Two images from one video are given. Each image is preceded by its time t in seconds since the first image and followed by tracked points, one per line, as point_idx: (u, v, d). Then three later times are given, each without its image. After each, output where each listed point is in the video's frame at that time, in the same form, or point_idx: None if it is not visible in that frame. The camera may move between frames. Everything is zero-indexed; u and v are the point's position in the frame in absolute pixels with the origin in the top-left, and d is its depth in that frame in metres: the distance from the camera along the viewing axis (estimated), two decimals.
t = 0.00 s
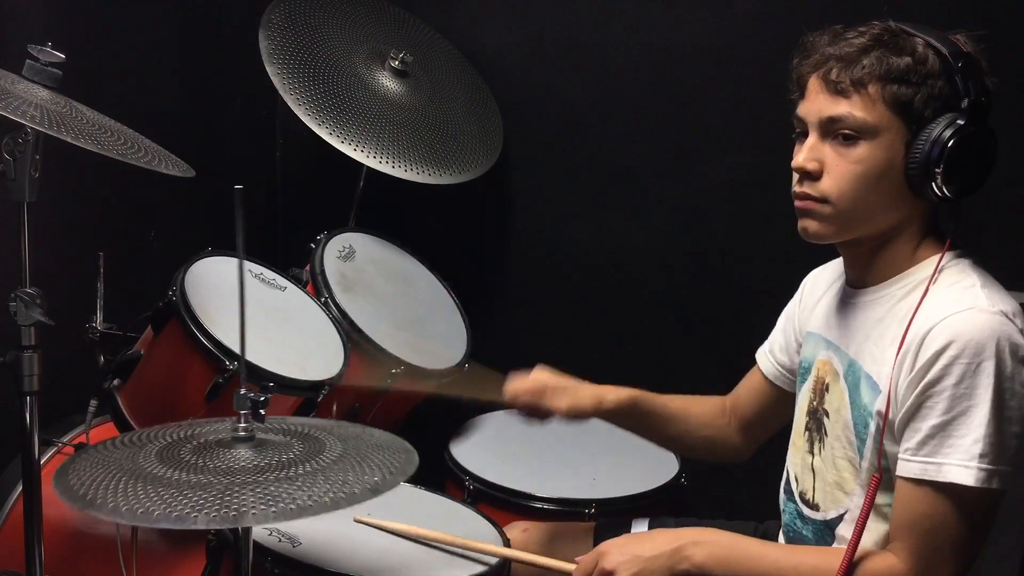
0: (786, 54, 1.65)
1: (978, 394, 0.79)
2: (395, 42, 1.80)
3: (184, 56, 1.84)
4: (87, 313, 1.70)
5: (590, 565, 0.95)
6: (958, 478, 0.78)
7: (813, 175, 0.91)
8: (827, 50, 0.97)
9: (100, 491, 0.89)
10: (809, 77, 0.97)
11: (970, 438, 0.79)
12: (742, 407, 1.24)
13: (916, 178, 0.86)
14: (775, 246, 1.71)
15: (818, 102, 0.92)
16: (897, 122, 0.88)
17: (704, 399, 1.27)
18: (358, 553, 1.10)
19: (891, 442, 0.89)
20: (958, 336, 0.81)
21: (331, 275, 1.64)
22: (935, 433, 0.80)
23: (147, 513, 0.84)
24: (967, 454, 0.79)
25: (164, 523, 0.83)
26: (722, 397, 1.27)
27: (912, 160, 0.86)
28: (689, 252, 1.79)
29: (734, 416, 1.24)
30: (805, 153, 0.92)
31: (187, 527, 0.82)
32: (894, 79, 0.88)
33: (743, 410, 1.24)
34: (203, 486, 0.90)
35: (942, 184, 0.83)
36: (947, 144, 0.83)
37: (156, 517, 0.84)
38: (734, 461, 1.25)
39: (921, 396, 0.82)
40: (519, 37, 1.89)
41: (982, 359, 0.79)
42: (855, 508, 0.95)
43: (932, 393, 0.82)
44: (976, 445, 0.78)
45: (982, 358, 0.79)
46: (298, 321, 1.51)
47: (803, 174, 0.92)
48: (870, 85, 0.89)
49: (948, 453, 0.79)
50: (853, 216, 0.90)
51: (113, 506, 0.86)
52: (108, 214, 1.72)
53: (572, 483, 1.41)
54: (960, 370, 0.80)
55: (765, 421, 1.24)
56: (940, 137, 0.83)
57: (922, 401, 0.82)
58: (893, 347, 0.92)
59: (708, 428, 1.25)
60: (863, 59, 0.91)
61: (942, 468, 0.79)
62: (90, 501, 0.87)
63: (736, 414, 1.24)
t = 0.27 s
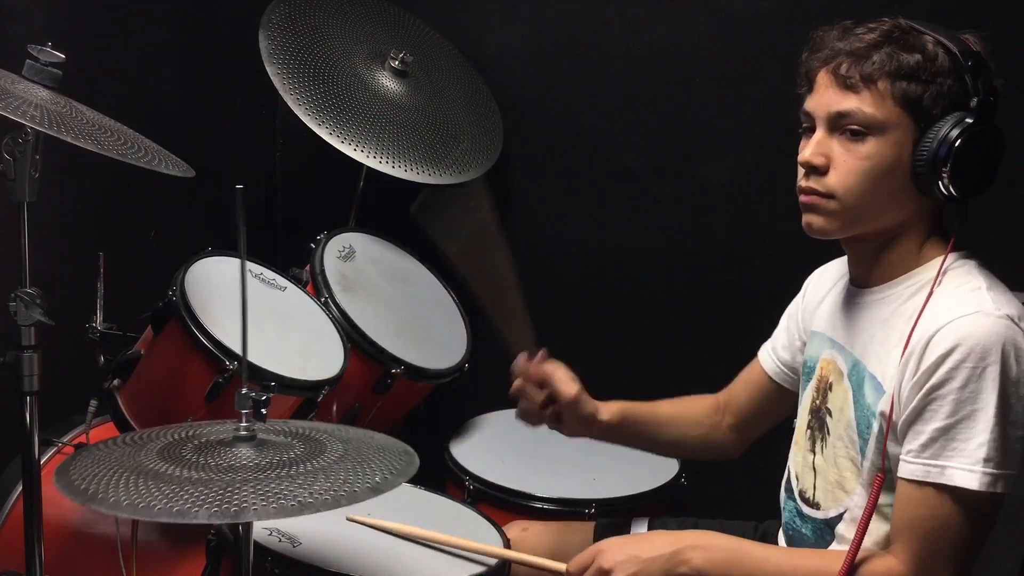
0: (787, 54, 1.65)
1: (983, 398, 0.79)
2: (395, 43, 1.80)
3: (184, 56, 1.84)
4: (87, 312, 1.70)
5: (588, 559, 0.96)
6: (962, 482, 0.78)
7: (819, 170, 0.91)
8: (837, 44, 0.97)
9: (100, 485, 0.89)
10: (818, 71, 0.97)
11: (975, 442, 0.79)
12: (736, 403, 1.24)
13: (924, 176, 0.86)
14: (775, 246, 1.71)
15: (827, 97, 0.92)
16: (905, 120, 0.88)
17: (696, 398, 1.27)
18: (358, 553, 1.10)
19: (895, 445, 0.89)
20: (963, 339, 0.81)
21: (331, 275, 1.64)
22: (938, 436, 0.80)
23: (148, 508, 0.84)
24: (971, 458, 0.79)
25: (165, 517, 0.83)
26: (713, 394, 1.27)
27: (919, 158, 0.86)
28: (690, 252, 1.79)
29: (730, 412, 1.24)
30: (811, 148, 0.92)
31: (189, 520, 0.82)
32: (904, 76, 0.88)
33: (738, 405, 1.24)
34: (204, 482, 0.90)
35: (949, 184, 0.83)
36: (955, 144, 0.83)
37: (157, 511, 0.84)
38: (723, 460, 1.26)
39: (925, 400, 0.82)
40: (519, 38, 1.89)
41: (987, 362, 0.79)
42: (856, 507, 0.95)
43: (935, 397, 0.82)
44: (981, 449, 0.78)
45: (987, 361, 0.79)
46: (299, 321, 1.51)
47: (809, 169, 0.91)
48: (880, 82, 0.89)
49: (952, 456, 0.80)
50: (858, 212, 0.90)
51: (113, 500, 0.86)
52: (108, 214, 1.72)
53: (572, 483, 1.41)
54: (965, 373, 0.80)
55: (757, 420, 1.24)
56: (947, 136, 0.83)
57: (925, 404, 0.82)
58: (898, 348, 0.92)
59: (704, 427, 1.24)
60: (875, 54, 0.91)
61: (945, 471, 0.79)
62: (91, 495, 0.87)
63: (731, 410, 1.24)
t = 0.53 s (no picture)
0: (786, 54, 1.65)
1: (998, 403, 0.79)
2: (396, 43, 1.80)
3: (184, 56, 1.84)
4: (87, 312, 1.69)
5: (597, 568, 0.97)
6: (972, 486, 0.79)
7: (835, 173, 0.90)
8: (848, 45, 0.97)
9: (100, 485, 0.89)
10: (829, 71, 0.96)
11: (988, 446, 0.79)
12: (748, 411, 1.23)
13: (939, 177, 0.86)
14: (775, 246, 1.71)
15: (841, 98, 0.92)
16: (920, 121, 0.88)
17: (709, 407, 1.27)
18: (360, 553, 1.10)
19: (907, 447, 0.88)
20: (979, 344, 0.80)
21: (332, 275, 1.64)
22: (951, 440, 0.81)
23: (147, 510, 0.84)
24: (983, 463, 0.79)
25: (164, 518, 0.83)
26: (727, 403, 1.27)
27: (935, 160, 0.86)
28: (690, 252, 1.79)
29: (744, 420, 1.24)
30: (826, 149, 0.91)
31: (188, 522, 0.83)
32: (919, 78, 0.88)
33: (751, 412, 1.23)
34: (204, 483, 0.90)
35: (966, 185, 0.84)
36: (971, 146, 0.83)
37: (156, 512, 0.84)
38: (740, 469, 1.26)
39: (938, 404, 0.82)
40: (519, 37, 1.90)
41: (1003, 368, 0.79)
42: (866, 507, 0.95)
43: (948, 401, 0.82)
44: (993, 454, 0.79)
45: (1004, 367, 0.79)
46: (298, 321, 1.51)
47: (824, 171, 0.90)
48: (895, 83, 0.89)
49: (964, 461, 0.80)
50: (874, 214, 0.89)
51: (113, 500, 0.86)
52: (108, 214, 1.72)
53: (573, 483, 1.41)
54: (980, 378, 0.80)
55: (771, 425, 1.23)
56: (963, 138, 0.84)
57: (938, 408, 0.82)
58: (910, 351, 0.92)
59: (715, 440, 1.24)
60: (889, 56, 0.91)
61: (957, 475, 0.80)
62: (91, 495, 0.87)
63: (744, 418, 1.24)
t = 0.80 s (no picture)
0: (786, 55, 1.66)
1: (1010, 397, 0.79)
2: (396, 42, 1.80)
3: (185, 56, 1.84)
4: (87, 312, 1.70)
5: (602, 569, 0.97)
6: (984, 480, 0.79)
7: (845, 171, 0.90)
8: (857, 42, 0.96)
9: (99, 488, 0.89)
10: (838, 68, 0.96)
11: (1001, 441, 0.79)
12: (732, 414, 1.24)
13: (950, 175, 0.86)
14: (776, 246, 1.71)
15: (851, 96, 0.91)
16: (932, 119, 0.88)
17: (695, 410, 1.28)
18: (360, 552, 1.10)
19: (917, 443, 0.88)
20: (989, 338, 0.80)
21: (332, 275, 1.64)
22: (962, 435, 0.80)
23: (147, 511, 0.84)
24: (997, 457, 0.79)
25: (163, 520, 0.83)
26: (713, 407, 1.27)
27: (946, 158, 0.87)
28: (689, 253, 1.79)
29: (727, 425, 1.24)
30: (837, 148, 0.91)
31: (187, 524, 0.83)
32: (930, 75, 0.88)
33: (735, 417, 1.24)
34: (203, 484, 0.90)
35: (977, 181, 0.83)
36: (982, 143, 0.83)
37: (156, 514, 0.84)
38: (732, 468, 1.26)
39: (948, 398, 0.82)
40: (519, 38, 1.90)
41: (1014, 362, 0.79)
42: (871, 503, 0.95)
43: (959, 396, 0.81)
44: (1008, 448, 0.79)
45: (1015, 361, 0.79)
46: (298, 321, 1.51)
47: (835, 170, 0.90)
48: (906, 81, 0.89)
49: (978, 456, 0.80)
50: (884, 211, 0.89)
51: (112, 502, 0.86)
52: (108, 214, 1.72)
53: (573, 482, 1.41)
54: (992, 373, 0.79)
55: (760, 424, 1.23)
56: (974, 136, 0.84)
57: (949, 403, 0.82)
58: (919, 345, 0.91)
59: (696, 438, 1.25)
60: (899, 53, 0.91)
61: (969, 469, 0.80)
62: (90, 498, 0.87)
63: (728, 422, 1.24)
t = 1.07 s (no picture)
0: (787, 55, 1.65)
1: (977, 374, 0.78)
2: (395, 42, 1.80)
3: (185, 56, 1.84)
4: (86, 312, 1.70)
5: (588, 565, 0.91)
6: (954, 458, 0.77)
7: (825, 163, 0.90)
8: (831, 37, 0.97)
9: (99, 488, 0.89)
10: (813, 61, 0.97)
11: (970, 418, 0.77)
12: (726, 411, 1.24)
13: (927, 165, 0.87)
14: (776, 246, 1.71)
15: (827, 89, 0.92)
16: (908, 109, 0.88)
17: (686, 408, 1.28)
18: (360, 552, 1.10)
19: (890, 424, 0.87)
20: (958, 319, 0.80)
21: (331, 275, 1.64)
22: (932, 414, 0.79)
23: (147, 511, 0.84)
24: (966, 435, 0.77)
25: (164, 519, 0.83)
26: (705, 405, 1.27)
27: (923, 147, 0.87)
28: (689, 253, 1.79)
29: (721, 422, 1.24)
30: (816, 140, 0.91)
31: (188, 523, 0.83)
32: (904, 66, 0.88)
33: (729, 415, 1.24)
34: (203, 484, 0.90)
35: (954, 168, 0.83)
36: (958, 131, 0.83)
37: (157, 514, 0.84)
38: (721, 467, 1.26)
39: (918, 378, 0.81)
40: (520, 37, 1.90)
41: (981, 340, 0.78)
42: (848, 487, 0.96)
43: (929, 375, 0.81)
44: (976, 425, 0.77)
45: (981, 339, 0.78)
46: (298, 321, 1.51)
47: (815, 162, 0.91)
48: (882, 72, 0.89)
49: (945, 434, 0.78)
50: (863, 202, 0.90)
51: (112, 503, 0.86)
52: (108, 214, 1.72)
53: (571, 482, 1.41)
54: (959, 352, 0.79)
55: (749, 424, 1.24)
56: (949, 124, 0.84)
57: (919, 383, 0.81)
58: (893, 328, 0.92)
59: (692, 436, 1.25)
60: (873, 45, 0.91)
61: (939, 448, 0.78)
62: (90, 498, 0.87)
63: (722, 419, 1.24)
